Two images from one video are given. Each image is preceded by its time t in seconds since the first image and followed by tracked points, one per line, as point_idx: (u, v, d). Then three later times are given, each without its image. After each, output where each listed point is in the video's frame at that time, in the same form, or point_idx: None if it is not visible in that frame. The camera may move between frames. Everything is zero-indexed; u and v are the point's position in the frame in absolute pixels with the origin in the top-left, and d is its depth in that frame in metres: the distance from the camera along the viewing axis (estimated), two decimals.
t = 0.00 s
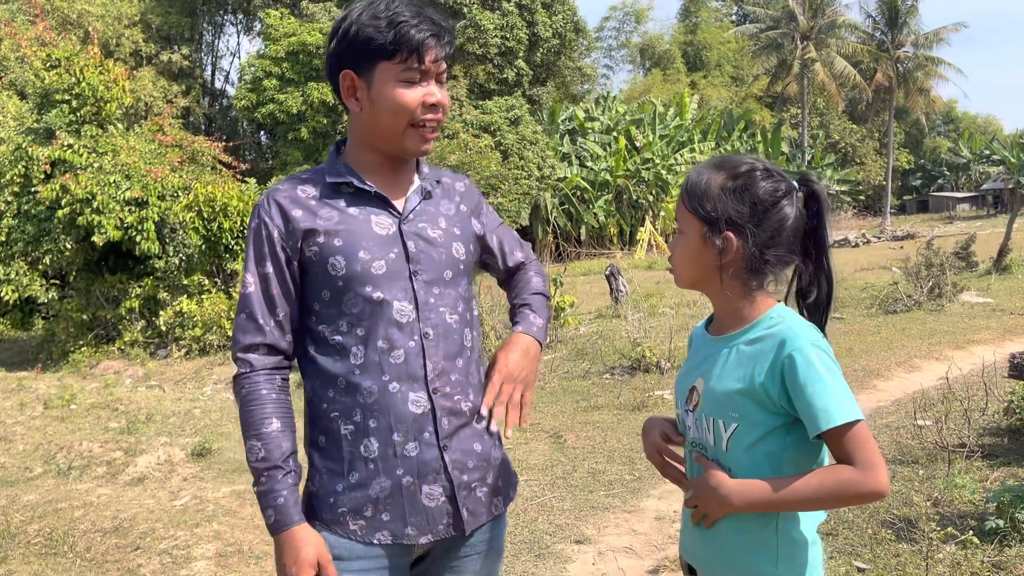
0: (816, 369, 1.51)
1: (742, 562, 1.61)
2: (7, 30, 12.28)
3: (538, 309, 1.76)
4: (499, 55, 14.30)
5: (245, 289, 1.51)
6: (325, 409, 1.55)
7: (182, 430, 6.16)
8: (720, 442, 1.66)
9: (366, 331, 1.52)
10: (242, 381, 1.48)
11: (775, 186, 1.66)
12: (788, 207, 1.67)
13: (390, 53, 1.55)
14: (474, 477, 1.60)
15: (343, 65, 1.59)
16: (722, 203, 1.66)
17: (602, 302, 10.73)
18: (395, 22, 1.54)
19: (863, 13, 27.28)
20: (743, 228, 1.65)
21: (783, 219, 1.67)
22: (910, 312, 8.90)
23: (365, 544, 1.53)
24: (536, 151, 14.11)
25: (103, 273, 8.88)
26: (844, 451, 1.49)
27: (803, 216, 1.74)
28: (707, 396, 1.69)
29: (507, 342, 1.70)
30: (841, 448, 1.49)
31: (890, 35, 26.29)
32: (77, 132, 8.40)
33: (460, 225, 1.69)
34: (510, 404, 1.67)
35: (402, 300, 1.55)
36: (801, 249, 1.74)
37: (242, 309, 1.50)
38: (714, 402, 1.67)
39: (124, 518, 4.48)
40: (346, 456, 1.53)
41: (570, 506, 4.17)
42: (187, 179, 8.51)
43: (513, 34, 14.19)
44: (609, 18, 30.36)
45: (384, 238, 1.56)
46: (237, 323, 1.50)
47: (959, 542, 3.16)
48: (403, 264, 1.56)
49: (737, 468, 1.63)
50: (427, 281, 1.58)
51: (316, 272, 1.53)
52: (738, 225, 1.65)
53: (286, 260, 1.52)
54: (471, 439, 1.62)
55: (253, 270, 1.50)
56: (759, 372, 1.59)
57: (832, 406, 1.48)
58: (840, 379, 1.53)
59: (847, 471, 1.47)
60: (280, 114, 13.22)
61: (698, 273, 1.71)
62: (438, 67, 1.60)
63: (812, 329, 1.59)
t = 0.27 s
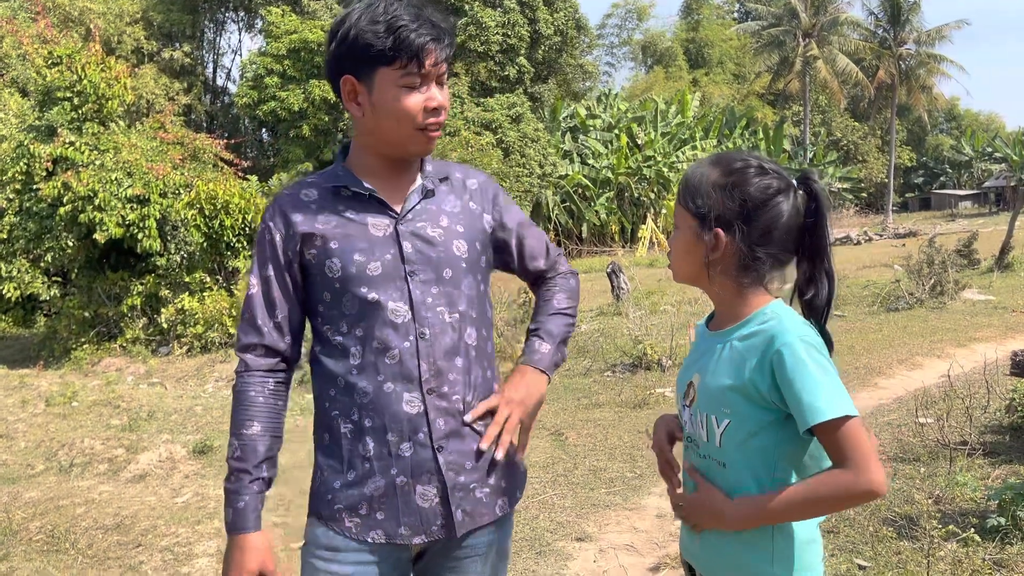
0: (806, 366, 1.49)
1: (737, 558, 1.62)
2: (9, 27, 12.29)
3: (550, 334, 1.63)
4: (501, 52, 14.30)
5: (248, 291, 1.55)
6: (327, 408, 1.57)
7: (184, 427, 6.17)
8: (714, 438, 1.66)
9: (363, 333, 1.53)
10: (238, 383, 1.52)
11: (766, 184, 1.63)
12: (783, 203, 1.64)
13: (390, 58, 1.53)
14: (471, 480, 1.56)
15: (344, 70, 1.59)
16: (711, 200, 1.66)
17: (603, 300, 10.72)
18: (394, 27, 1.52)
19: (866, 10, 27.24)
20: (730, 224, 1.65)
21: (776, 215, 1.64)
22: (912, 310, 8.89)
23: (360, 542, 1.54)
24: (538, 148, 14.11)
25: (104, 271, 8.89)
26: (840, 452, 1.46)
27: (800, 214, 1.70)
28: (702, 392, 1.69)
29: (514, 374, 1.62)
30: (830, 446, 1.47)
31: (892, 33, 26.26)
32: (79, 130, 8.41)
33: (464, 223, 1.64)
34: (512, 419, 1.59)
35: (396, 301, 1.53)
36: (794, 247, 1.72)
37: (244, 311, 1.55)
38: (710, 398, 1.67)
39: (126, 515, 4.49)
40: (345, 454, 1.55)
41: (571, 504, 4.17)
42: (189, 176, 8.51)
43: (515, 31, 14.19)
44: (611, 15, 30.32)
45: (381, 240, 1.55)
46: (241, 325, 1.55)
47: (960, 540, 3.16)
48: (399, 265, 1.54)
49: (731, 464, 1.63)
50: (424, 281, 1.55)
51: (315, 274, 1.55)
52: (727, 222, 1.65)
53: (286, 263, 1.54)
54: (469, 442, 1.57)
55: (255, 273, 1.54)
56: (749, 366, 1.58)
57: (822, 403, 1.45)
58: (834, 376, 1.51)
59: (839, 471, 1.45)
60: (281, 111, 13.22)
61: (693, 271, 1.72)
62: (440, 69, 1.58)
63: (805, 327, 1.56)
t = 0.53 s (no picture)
0: (786, 368, 1.48)
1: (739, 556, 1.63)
2: (11, 25, 12.30)
3: (568, 349, 1.61)
4: (503, 50, 14.29)
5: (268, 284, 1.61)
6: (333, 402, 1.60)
7: (186, 425, 6.18)
8: (708, 434, 1.67)
9: (366, 330, 1.54)
10: (262, 373, 1.61)
11: (764, 174, 1.62)
12: (782, 193, 1.62)
13: (404, 56, 1.53)
14: (468, 480, 1.54)
15: (358, 67, 1.59)
16: (709, 192, 1.67)
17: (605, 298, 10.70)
18: (409, 24, 1.52)
19: (868, 7, 27.20)
20: (729, 215, 1.64)
21: (776, 205, 1.62)
22: (915, 307, 8.87)
23: (354, 535, 1.56)
24: (540, 146, 14.09)
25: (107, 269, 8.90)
26: (818, 457, 1.45)
27: (804, 209, 1.67)
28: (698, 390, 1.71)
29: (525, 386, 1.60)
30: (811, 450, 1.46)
31: (895, 30, 26.22)
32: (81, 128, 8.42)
33: (473, 223, 1.61)
34: (512, 426, 1.56)
35: (398, 301, 1.53)
36: (798, 241, 1.69)
37: (266, 303, 1.61)
38: (703, 395, 1.68)
39: (128, 512, 4.49)
40: (346, 447, 1.57)
41: (573, 502, 4.17)
42: (191, 174, 8.52)
43: (517, 29, 14.18)
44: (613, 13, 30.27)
45: (387, 239, 1.55)
46: (263, 318, 1.62)
47: (962, 538, 3.16)
48: (401, 264, 1.54)
49: (726, 460, 1.64)
50: (427, 281, 1.55)
51: (324, 271, 1.57)
52: (721, 212, 1.65)
53: (298, 259, 1.58)
54: (467, 443, 1.55)
55: (274, 268, 1.59)
56: (737, 364, 1.59)
57: (801, 404, 1.45)
58: (820, 378, 1.49)
59: (817, 481, 1.44)
60: (283, 109, 13.22)
61: (692, 264, 1.74)
62: (454, 67, 1.58)
63: (795, 326, 1.55)
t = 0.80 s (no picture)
0: (773, 369, 1.49)
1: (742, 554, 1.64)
2: (14, 24, 12.31)
3: (566, 349, 1.61)
4: (506, 49, 14.30)
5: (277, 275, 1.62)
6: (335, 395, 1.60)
7: (189, 423, 6.19)
8: (708, 432, 1.69)
9: (369, 327, 1.55)
10: (273, 365, 1.62)
11: (772, 173, 1.62)
12: (791, 194, 1.62)
13: (422, 56, 1.53)
14: (462, 478, 1.55)
15: (375, 66, 1.58)
16: (718, 189, 1.67)
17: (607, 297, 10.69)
18: (428, 25, 1.51)
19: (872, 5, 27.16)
20: (737, 212, 1.64)
21: (785, 205, 1.62)
22: (917, 306, 8.86)
23: (345, 528, 1.57)
24: (542, 144, 14.09)
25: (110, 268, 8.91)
26: (806, 460, 1.45)
27: (811, 210, 1.67)
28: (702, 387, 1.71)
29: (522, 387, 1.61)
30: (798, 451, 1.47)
31: (898, 28, 26.18)
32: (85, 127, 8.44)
33: (478, 225, 1.62)
34: (508, 428, 1.57)
35: (400, 300, 1.54)
36: (804, 242, 1.69)
37: (276, 295, 1.61)
38: (703, 395, 1.70)
39: (132, 510, 4.51)
40: (346, 442, 1.58)
41: (575, 500, 4.17)
42: (194, 173, 8.53)
43: (519, 27, 14.19)
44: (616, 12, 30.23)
45: (393, 238, 1.56)
46: (272, 310, 1.62)
47: (964, 537, 3.16)
48: (405, 264, 1.55)
49: (727, 458, 1.65)
50: (430, 282, 1.55)
51: (329, 268, 1.57)
52: (729, 210, 1.65)
53: (305, 252, 1.58)
54: (462, 443, 1.55)
55: (283, 261, 1.60)
56: (730, 366, 1.60)
57: (787, 404, 1.46)
58: (812, 380, 1.49)
59: (805, 483, 1.45)
60: (285, 108, 13.23)
61: (697, 262, 1.74)
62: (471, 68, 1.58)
63: (793, 328, 1.55)
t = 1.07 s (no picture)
0: (793, 361, 1.50)
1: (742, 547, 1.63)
2: (18, 25, 12.35)
3: (551, 345, 1.65)
4: (508, 48, 14.30)
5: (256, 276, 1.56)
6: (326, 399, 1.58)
7: (192, 423, 6.20)
8: (715, 425, 1.68)
9: (365, 328, 1.53)
10: (248, 370, 1.54)
11: (794, 183, 1.63)
12: (806, 207, 1.64)
13: (419, 56, 1.53)
14: (466, 473, 1.57)
15: (368, 64, 1.58)
16: (737, 190, 1.66)
17: (609, 296, 10.68)
18: (425, 26, 1.52)
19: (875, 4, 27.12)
20: (756, 216, 1.64)
21: (798, 215, 1.64)
22: (920, 305, 8.85)
23: (353, 533, 1.55)
24: (545, 144, 14.09)
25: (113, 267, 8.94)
26: (822, 451, 1.47)
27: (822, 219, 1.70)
28: (709, 379, 1.71)
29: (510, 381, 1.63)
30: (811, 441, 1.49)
31: (902, 26, 26.13)
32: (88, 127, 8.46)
33: (469, 223, 1.64)
34: (505, 423, 1.59)
35: (399, 298, 1.54)
36: (813, 248, 1.71)
37: (254, 297, 1.55)
38: (712, 387, 1.69)
39: (135, 510, 4.51)
40: (343, 445, 1.56)
41: (577, 499, 4.17)
42: (197, 172, 8.54)
43: (522, 26, 14.20)
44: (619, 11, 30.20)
45: (390, 236, 1.56)
46: (250, 312, 1.55)
47: (967, 536, 3.16)
48: (403, 262, 1.55)
49: (734, 451, 1.65)
50: (426, 279, 1.56)
51: (320, 269, 1.55)
52: (747, 213, 1.65)
53: (293, 253, 1.54)
54: (463, 438, 1.58)
55: (265, 261, 1.54)
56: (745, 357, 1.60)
57: (805, 395, 1.47)
58: (825, 372, 1.51)
59: (818, 475, 1.46)
60: (288, 108, 13.25)
61: (707, 261, 1.73)
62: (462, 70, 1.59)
63: (806, 324, 1.56)
